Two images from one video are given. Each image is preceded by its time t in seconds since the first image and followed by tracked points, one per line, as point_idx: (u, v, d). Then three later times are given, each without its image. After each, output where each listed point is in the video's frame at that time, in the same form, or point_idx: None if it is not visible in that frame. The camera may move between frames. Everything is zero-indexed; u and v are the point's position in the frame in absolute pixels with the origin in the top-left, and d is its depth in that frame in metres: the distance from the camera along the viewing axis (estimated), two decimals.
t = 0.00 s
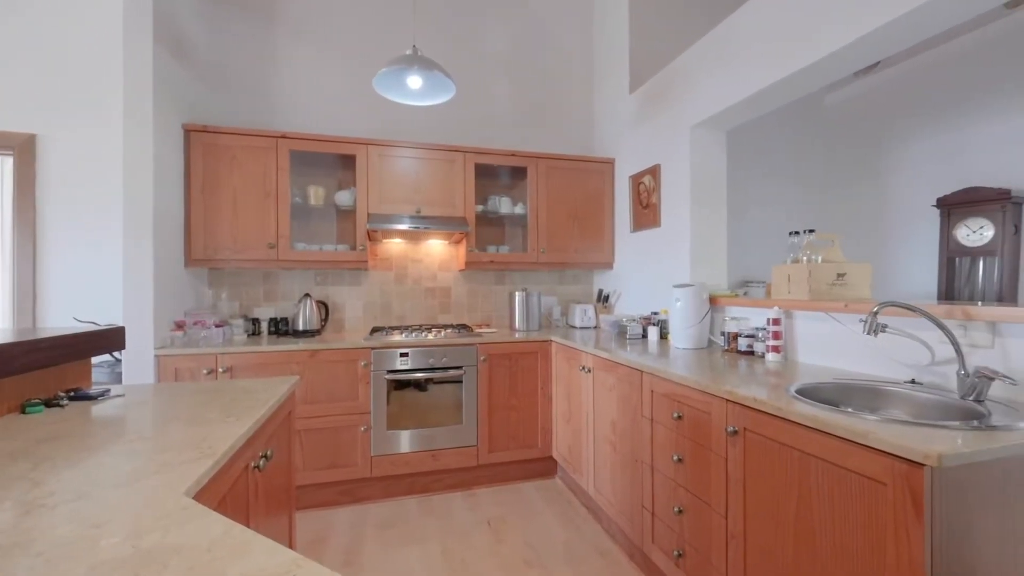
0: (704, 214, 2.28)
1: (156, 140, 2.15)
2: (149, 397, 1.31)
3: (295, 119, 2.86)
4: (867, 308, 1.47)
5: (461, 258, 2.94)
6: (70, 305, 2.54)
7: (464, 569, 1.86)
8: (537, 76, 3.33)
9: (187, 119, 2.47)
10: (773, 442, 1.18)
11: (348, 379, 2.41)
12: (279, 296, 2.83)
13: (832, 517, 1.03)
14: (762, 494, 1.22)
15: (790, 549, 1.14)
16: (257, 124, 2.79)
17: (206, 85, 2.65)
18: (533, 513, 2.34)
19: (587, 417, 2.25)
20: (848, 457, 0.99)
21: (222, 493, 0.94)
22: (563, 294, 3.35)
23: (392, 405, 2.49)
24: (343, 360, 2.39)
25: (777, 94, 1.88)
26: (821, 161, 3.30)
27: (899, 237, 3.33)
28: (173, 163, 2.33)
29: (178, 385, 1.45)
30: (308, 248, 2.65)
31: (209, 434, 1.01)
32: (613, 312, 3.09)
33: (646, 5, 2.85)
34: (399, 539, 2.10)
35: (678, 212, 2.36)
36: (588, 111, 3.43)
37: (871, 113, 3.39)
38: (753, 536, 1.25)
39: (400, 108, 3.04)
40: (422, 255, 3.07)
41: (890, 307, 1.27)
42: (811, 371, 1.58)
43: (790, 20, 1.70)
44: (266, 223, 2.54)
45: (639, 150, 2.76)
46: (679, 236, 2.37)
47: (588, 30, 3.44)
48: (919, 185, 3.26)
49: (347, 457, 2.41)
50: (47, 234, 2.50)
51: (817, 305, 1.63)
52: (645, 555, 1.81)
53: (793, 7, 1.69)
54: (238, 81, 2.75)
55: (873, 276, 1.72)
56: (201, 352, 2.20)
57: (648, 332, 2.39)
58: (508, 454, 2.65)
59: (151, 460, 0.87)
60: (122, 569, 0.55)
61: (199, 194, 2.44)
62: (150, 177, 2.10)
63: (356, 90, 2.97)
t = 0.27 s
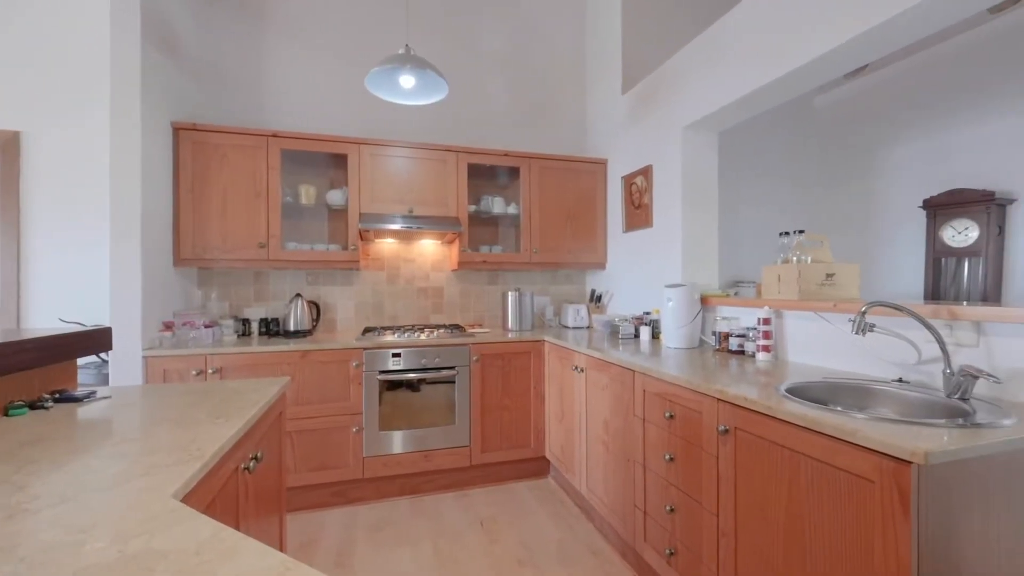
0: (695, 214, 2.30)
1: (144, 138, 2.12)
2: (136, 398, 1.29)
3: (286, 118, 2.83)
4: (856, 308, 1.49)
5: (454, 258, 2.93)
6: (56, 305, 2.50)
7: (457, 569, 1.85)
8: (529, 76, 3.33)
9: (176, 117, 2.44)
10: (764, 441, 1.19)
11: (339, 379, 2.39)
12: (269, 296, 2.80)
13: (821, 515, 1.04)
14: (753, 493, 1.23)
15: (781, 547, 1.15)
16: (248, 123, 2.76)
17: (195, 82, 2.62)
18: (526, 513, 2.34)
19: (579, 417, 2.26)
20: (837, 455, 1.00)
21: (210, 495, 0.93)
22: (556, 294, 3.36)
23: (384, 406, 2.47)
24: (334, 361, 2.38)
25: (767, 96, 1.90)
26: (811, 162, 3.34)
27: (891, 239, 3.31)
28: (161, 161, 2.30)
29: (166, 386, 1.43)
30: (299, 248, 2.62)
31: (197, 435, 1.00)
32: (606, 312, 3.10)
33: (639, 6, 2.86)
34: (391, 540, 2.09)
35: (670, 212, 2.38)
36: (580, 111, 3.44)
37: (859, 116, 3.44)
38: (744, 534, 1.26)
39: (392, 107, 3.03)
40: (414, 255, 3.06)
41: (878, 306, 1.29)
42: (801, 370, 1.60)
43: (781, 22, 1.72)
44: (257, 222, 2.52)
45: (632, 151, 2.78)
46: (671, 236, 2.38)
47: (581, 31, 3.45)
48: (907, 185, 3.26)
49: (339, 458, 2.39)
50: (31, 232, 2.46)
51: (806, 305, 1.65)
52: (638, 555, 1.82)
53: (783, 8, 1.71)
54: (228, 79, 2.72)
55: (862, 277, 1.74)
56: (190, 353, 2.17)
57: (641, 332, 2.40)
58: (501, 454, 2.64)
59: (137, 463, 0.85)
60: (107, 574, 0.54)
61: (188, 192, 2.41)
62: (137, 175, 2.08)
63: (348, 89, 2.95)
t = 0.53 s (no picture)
0: (686, 215, 2.31)
1: (130, 135, 2.09)
2: (123, 400, 1.27)
3: (277, 117, 2.81)
4: (844, 308, 1.51)
5: (446, 258, 2.92)
6: (39, 304, 2.47)
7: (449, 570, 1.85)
8: (522, 76, 3.33)
9: (163, 114, 2.41)
10: (754, 439, 1.20)
11: (331, 380, 2.37)
12: (259, 296, 2.77)
13: (810, 513, 1.06)
14: (743, 491, 1.24)
15: (770, 544, 1.16)
16: (237, 121, 2.73)
17: (183, 80, 2.59)
18: (518, 513, 2.34)
19: (572, 417, 2.26)
20: (826, 454, 1.01)
21: (199, 498, 0.92)
22: (548, 294, 3.36)
23: (376, 407, 2.46)
24: (326, 361, 2.36)
25: (758, 97, 1.92)
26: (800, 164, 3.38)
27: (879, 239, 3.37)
28: (149, 159, 2.27)
29: (154, 388, 1.41)
30: (289, 247, 2.60)
31: (185, 438, 0.99)
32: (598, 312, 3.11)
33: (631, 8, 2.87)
34: (383, 541, 2.08)
35: (661, 213, 2.39)
36: (573, 111, 3.45)
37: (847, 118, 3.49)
38: (735, 532, 1.27)
39: (384, 106, 3.01)
40: (406, 255, 3.05)
41: (865, 306, 1.31)
42: (790, 369, 1.61)
43: (770, 25, 1.74)
44: (247, 222, 2.49)
45: (623, 152, 2.79)
46: (662, 237, 2.40)
47: (573, 31, 3.46)
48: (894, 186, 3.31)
49: (330, 459, 2.37)
50: (14, 231, 2.42)
51: (796, 305, 1.67)
52: (630, 554, 1.83)
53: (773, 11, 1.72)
54: (217, 77, 2.69)
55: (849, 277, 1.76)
56: (179, 354, 2.14)
57: (633, 332, 2.42)
58: (493, 455, 2.64)
59: (123, 466, 0.84)
60: None
61: (176, 191, 2.38)
62: (124, 173, 2.04)
63: (339, 87, 2.93)
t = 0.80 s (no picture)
0: (678, 215, 2.33)
1: (117, 133, 2.06)
2: (109, 402, 1.25)
3: (267, 115, 2.78)
4: (832, 308, 1.53)
5: (439, 258, 2.92)
6: (24, 305, 2.42)
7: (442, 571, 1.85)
8: (514, 76, 3.33)
9: (151, 112, 2.37)
10: (744, 438, 1.21)
11: (322, 381, 2.36)
12: (250, 296, 2.75)
13: (799, 510, 1.07)
14: (734, 489, 1.25)
15: (760, 542, 1.17)
16: (227, 119, 2.70)
17: (171, 77, 2.55)
18: (511, 513, 2.34)
19: (564, 416, 2.27)
20: (814, 452, 1.03)
21: (188, 501, 0.91)
22: (540, 294, 3.37)
23: (368, 407, 2.45)
24: (317, 362, 2.34)
25: (748, 99, 1.93)
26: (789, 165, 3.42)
27: (867, 240, 3.40)
28: (136, 158, 2.23)
29: (142, 389, 1.39)
30: (280, 247, 2.58)
31: (173, 439, 0.98)
32: (590, 312, 3.12)
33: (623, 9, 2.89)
34: (374, 543, 2.07)
35: (653, 213, 2.40)
36: (565, 112, 3.46)
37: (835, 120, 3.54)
38: (725, 530, 1.28)
39: (376, 105, 3.00)
40: (398, 255, 3.04)
41: (854, 306, 1.33)
42: (780, 368, 1.63)
43: (761, 27, 1.75)
44: (237, 221, 2.47)
45: (615, 153, 2.80)
46: (654, 237, 2.41)
47: (565, 32, 3.47)
48: (882, 187, 3.34)
49: (321, 460, 2.36)
50: None
51: (785, 305, 1.68)
52: (622, 553, 1.84)
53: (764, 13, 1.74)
54: (207, 74, 2.66)
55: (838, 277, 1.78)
56: (167, 355, 2.12)
57: (625, 332, 2.43)
58: (486, 455, 2.64)
59: (109, 468, 0.83)
60: None
61: (165, 190, 2.35)
62: (110, 172, 2.01)
63: (330, 86, 2.91)
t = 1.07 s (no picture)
0: (669, 216, 2.34)
1: (104, 131, 2.03)
2: (95, 403, 1.23)
3: (258, 114, 2.76)
4: (822, 307, 1.54)
5: (431, 258, 2.91)
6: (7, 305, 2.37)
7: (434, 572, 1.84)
8: (507, 76, 3.34)
9: (139, 110, 2.34)
10: (735, 437, 1.22)
11: (313, 381, 2.34)
12: (240, 296, 2.72)
13: (789, 508, 1.08)
14: (725, 488, 1.26)
15: (751, 540, 1.18)
16: (216, 118, 2.67)
17: (159, 74, 2.52)
18: (504, 513, 2.34)
19: (557, 416, 2.27)
20: (804, 450, 1.03)
21: (175, 504, 0.89)
22: (533, 294, 3.37)
23: (360, 408, 2.43)
24: (308, 362, 2.32)
25: (739, 101, 1.95)
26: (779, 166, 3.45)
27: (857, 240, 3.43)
28: (124, 156, 2.20)
29: (128, 390, 1.37)
30: (271, 246, 2.55)
31: (161, 441, 0.96)
32: (583, 312, 3.13)
33: (616, 11, 2.90)
34: (366, 544, 2.06)
35: (645, 214, 2.42)
36: (558, 112, 3.46)
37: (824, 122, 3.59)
38: (716, 529, 1.29)
39: (368, 104, 2.98)
40: (391, 255, 3.02)
41: (842, 305, 1.34)
42: (770, 367, 1.64)
43: (752, 30, 1.77)
44: (227, 220, 2.44)
45: (608, 153, 2.81)
46: (646, 238, 2.42)
47: (559, 32, 3.47)
48: (867, 188, 3.38)
49: (313, 462, 2.34)
50: None
51: (775, 304, 1.70)
52: (615, 552, 1.84)
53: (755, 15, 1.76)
54: (196, 72, 2.63)
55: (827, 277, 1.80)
56: (155, 356, 2.09)
57: (617, 331, 2.44)
58: (478, 455, 2.63)
59: (94, 471, 0.81)
60: None
61: (153, 189, 2.32)
62: (97, 170, 1.98)
63: (322, 85, 2.89)
